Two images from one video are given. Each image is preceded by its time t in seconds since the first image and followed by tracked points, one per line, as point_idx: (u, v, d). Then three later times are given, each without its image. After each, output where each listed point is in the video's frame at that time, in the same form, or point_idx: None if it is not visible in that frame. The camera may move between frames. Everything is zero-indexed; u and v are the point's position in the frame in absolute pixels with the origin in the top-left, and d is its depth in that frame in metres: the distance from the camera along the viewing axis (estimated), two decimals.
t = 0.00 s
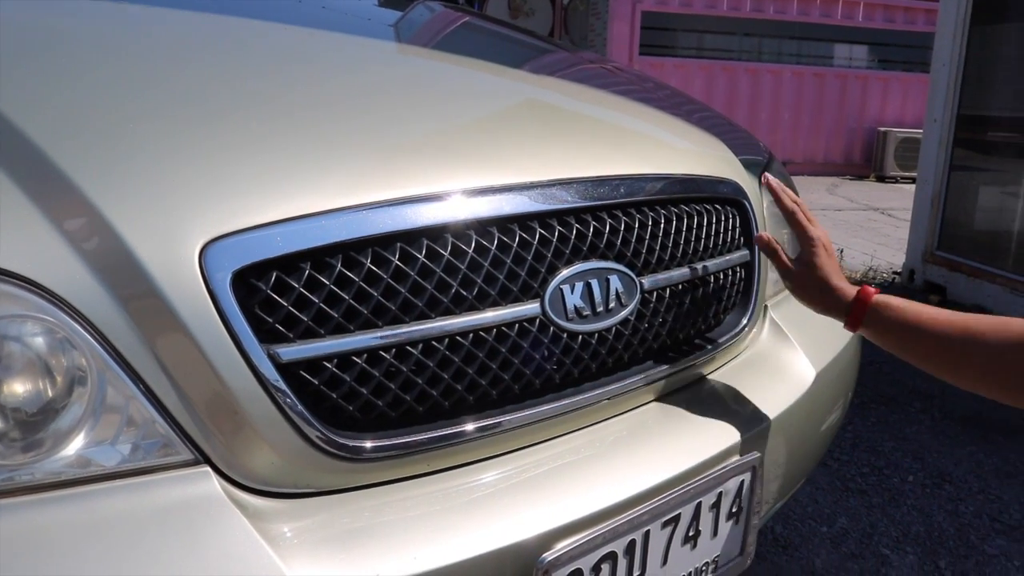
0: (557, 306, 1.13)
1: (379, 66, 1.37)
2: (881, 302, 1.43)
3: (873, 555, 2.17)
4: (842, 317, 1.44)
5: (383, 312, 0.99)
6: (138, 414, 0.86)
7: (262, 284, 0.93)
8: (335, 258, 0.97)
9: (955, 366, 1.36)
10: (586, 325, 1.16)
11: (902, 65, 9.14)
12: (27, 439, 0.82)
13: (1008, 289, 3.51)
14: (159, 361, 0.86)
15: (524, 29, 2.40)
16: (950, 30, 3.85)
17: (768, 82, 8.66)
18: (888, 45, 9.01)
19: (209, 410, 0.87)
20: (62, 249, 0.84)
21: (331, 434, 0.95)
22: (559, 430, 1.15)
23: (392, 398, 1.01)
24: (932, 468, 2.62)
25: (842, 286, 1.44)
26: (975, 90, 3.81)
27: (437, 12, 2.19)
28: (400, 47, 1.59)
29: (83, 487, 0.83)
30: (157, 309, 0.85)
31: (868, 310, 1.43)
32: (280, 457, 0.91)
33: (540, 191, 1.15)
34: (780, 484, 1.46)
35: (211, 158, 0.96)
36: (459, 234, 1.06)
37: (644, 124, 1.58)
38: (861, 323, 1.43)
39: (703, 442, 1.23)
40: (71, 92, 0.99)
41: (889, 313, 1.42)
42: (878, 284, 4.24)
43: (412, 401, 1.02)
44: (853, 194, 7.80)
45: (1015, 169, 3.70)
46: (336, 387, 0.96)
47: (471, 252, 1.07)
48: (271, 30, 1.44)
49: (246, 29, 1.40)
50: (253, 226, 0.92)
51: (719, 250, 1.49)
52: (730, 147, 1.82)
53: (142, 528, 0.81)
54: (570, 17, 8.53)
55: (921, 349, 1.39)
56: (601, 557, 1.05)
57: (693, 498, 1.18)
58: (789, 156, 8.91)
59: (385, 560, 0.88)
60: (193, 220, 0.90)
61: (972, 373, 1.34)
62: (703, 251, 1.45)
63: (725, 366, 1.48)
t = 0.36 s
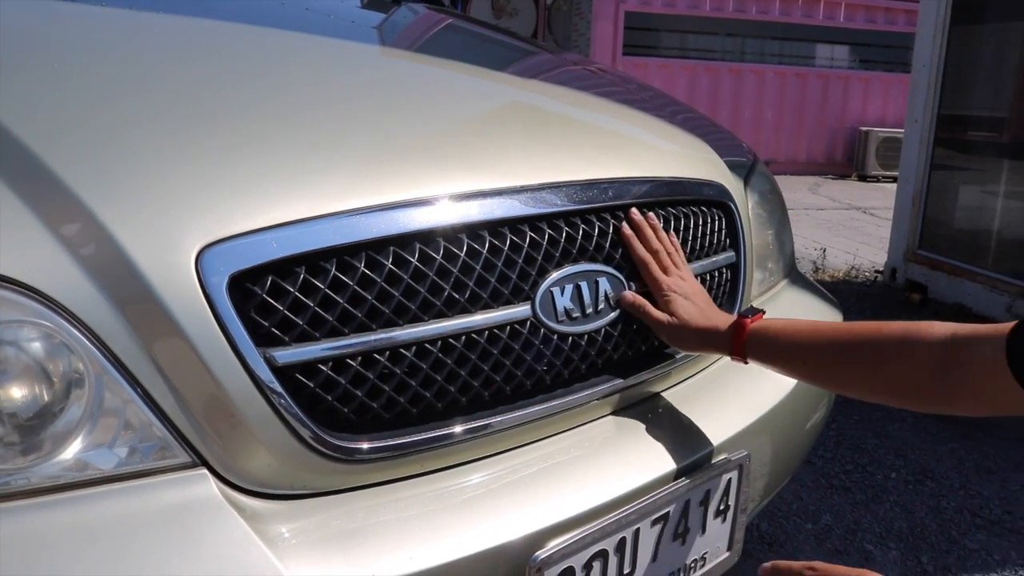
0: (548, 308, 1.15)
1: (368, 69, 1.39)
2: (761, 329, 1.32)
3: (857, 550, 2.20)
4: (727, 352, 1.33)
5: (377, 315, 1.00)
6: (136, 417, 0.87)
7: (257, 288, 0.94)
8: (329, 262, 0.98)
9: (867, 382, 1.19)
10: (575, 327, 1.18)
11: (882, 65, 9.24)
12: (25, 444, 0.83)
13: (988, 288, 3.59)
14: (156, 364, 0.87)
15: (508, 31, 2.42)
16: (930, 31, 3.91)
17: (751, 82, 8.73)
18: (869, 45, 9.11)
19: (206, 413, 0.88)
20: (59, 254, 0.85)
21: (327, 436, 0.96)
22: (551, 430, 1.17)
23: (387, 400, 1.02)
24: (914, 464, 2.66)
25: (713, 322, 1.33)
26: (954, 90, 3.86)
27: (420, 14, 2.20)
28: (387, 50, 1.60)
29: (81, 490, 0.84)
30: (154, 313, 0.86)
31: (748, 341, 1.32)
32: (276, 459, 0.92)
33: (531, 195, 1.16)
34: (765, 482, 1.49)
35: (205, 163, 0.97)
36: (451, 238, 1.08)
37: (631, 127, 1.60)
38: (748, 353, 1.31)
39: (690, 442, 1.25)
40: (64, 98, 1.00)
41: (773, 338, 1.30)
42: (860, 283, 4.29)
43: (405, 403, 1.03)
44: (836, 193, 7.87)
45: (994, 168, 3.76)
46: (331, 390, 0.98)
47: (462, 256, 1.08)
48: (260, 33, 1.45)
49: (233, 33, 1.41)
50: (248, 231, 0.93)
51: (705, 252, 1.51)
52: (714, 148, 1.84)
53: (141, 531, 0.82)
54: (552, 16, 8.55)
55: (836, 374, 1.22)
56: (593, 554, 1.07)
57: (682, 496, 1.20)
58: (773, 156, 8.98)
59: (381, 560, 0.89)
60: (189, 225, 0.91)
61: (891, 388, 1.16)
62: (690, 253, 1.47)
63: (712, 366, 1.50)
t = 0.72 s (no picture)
0: (544, 311, 1.17)
1: (359, 74, 1.41)
2: (843, 437, 1.07)
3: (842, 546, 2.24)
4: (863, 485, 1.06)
5: (378, 319, 1.02)
6: (142, 420, 0.89)
7: (262, 293, 0.96)
8: (331, 267, 1.00)
9: (941, 380, 1.05)
10: (571, 328, 1.20)
11: (861, 65, 9.36)
12: (34, 448, 0.85)
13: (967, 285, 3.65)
14: (163, 368, 0.89)
15: (491, 33, 2.43)
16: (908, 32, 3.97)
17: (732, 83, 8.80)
18: (848, 46, 9.21)
19: (213, 416, 0.90)
20: (66, 261, 0.87)
21: (331, 437, 0.97)
22: (548, 429, 1.19)
23: (389, 402, 1.04)
24: (896, 460, 2.70)
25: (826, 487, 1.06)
26: (932, 90, 3.93)
27: (402, 17, 2.22)
28: (373, 55, 1.62)
29: (89, 492, 0.85)
30: (160, 318, 0.88)
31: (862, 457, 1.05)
32: (281, 461, 0.93)
33: (526, 200, 1.18)
34: (754, 479, 1.52)
35: (205, 169, 0.98)
36: (449, 242, 1.10)
37: (618, 130, 1.62)
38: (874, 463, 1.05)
39: (682, 441, 1.28)
40: (62, 105, 1.01)
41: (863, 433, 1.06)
42: (842, 283, 4.34)
43: (406, 404, 1.05)
44: (818, 193, 7.95)
45: (971, 167, 3.82)
46: (335, 392, 0.99)
47: (460, 260, 1.10)
48: (249, 39, 1.46)
49: (219, 37, 1.41)
50: (251, 237, 0.95)
51: (695, 254, 1.54)
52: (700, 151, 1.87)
53: (149, 531, 0.84)
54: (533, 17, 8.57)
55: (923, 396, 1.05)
56: (590, 550, 1.09)
57: (675, 493, 1.23)
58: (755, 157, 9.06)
59: (387, 557, 0.92)
60: (193, 231, 0.92)
61: (959, 360, 1.04)
62: (680, 255, 1.50)
63: (701, 366, 1.53)
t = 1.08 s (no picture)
0: (551, 328, 1.21)
1: (361, 93, 1.44)
2: (742, 523, 0.86)
3: (834, 553, 2.28)
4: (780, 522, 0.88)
5: (394, 336, 1.06)
6: (168, 437, 0.92)
7: (283, 312, 0.99)
8: (349, 287, 1.03)
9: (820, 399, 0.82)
10: (576, 344, 1.24)
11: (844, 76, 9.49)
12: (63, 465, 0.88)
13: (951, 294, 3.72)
14: (189, 386, 0.92)
15: (477, 47, 2.48)
16: (890, 45, 4.05)
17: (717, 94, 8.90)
18: (830, 57, 9.35)
19: (238, 432, 0.93)
20: (94, 282, 0.90)
21: (350, 452, 1.01)
22: (553, 443, 1.22)
23: (405, 417, 1.07)
24: (884, 468, 2.75)
25: None
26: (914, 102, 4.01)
27: (388, 31, 2.25)
28: (368, 71, 1.65)
29: (117, 507, 0.89)
30: (186, 336, 0.91)
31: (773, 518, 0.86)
32: (303, 475, 0.97)
33: (532, 220, 1.21)
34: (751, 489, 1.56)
35: (220, 190, 1.02)
36: (460, 261, 1.13)
37: (614, 148, 1.67)
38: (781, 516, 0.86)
39: (682, 453, 1.32)
40: (79, 127, 1.04)
41: (736, 501, 0.86)
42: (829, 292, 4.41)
43: (422, 419, 1.08)
44: (803, 203, 8.04)
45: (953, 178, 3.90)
46: (354, 409, 1.03)
47: (472, 278, 1.13)
48: (252, 57, 1.49)
49: (223, 56, 1.45)
50: (273, 257, 0.98)
51: (692, 270, 1.58)
52: (694, 167, 1.92)
53: (176, 544, 0.87)
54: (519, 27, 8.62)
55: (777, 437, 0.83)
56: (598, 559, 1.13)
57: (677, 503, 1.27)
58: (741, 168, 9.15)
59: (406, 567, 0.95)
60: (213, 251, 0.96)
61: (832, 369, 0.80)
62: (679, 271, 1.54)
63: (698, 378, 1.57)
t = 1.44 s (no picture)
0: (583, 341, 1.25)
1: (385, 110, 1.49)
2: None
3: (844, 558, 2.32)
4: None
5: (439, 350, 1.11)
6: (226, 448, 0.96)
7: (335, 328, 1.04)
8: (396, 303, 1.08)
9: (635, 523, 0.91)
10: (606, 356, 1.28)
11: (840, 86, 9.61)
12: (127, 476, 0.93)
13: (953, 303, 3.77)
14: (248, 399, 0.97)
15: (483, 62, 2.53)
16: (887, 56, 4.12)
17: (715, 105, 8.99)
18: (827, 67, 9.45)
19: (295, 442, 0.99)
20: (158, 300, 0.95)
21: (399, 461, 1.06)
22: (582, 452, 1.27)
23: (449, 427, 1.12)
24: (890, 475, 2.80)
25: None
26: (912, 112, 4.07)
27: (388, 45, 2.28)
28: (383, 87, 1.70)
29: (179, 515, 0.94)
30: (246, 350, 0.97)
31: None
32: (355, 482, 1.02)
33: (564, 237, 1.27)
34: (770, 493, 1.61)
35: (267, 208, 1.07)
36: (498, 277, 1.18)
37: (630, 163, 1.72)
38: None
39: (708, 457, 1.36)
40: (131, 151, 1.09)
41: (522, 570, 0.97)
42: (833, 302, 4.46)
43: (466, 429, 1.13)
44: (804, 213, 8.10)
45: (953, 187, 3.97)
46: (402, 419, 1.08)
47: (510, 294, 1.18)
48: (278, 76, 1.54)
49: (250, 76, 1.50)
50: (325, 275, 1.03)
51: (713, 283, 1.63)
52: (706, 180, 1.97)
53: (237, 549, 0.92)
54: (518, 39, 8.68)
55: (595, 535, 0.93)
56: (633, 561, 1.16)
57: (704, 508, 1.30)
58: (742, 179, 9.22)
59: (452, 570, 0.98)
60: (265, 267, 1.01)
61: (659, 498, 0.90)
62: (700, 284, 1.58)
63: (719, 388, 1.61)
